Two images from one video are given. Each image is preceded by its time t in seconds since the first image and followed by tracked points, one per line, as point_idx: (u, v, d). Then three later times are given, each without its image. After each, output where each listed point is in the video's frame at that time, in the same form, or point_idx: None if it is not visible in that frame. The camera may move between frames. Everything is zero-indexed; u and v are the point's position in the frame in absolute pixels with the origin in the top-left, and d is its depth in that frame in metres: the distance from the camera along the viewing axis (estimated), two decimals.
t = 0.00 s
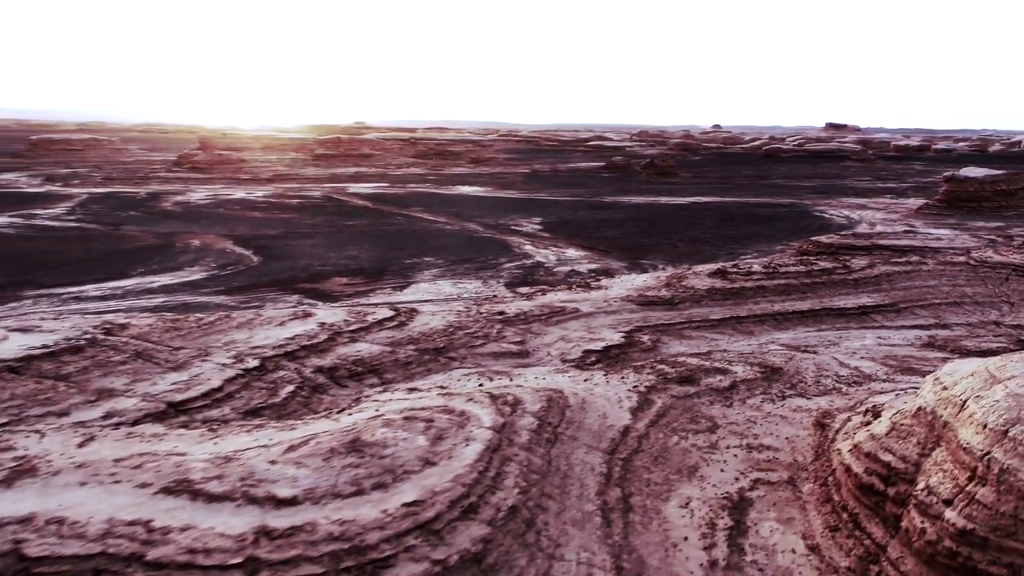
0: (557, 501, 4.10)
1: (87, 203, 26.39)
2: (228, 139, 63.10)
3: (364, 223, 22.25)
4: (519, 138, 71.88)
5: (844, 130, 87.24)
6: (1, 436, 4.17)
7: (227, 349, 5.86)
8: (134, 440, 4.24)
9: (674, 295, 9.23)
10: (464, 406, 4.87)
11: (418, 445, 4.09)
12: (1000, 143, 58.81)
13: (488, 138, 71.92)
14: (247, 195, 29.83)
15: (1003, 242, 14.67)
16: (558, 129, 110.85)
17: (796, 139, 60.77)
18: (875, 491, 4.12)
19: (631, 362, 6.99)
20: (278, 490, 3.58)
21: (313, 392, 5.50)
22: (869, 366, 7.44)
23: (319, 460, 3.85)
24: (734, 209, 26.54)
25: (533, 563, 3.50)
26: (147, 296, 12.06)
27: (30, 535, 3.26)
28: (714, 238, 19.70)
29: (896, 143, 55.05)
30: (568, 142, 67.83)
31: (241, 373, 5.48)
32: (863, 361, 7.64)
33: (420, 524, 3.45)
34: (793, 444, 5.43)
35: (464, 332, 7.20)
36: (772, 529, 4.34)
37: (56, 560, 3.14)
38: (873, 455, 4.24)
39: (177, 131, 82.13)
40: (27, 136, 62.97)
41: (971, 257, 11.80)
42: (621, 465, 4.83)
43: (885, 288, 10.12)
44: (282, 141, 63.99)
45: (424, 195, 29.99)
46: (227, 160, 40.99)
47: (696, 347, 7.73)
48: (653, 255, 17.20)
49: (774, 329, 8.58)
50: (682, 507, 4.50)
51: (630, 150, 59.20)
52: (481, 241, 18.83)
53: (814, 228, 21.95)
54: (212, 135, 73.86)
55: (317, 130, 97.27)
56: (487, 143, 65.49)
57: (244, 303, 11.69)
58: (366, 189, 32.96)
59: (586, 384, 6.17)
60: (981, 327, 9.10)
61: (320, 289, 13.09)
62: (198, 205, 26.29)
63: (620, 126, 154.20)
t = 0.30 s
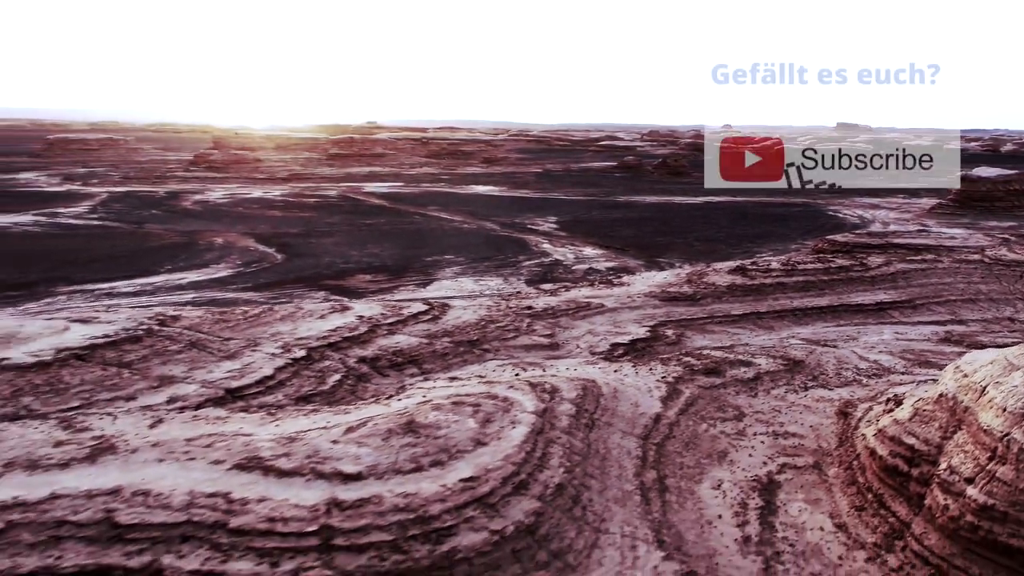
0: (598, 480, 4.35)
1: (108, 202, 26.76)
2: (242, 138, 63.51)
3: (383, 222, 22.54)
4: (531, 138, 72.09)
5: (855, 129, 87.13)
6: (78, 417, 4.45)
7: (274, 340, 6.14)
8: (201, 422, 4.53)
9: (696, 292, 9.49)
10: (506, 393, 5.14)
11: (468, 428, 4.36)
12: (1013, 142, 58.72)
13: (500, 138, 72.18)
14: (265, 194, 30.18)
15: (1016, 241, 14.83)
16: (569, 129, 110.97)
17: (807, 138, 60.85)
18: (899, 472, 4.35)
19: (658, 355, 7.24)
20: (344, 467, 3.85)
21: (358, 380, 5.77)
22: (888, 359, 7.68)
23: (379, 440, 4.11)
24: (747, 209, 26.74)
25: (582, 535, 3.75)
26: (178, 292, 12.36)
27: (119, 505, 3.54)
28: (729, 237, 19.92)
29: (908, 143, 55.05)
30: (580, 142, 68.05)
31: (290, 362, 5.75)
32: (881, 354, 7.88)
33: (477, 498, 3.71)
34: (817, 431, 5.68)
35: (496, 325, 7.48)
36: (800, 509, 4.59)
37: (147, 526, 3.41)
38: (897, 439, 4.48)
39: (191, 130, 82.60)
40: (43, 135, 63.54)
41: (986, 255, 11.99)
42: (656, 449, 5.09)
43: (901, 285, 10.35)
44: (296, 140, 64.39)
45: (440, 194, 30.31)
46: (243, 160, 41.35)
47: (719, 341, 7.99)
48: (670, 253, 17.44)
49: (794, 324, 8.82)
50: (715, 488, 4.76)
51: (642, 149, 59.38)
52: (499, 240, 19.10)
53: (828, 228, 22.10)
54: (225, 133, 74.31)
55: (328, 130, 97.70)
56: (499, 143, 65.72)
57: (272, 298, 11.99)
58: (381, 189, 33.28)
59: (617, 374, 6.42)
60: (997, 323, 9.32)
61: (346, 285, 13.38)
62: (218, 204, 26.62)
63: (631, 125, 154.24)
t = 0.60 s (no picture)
0: (637, 462, 4.61)
1: (129, 201, 27.10)
2: (256, 138, 63.94)
3: (401, 220, 22.84)
4: (543, 138, 72.35)
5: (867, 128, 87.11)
6: (146, 402, 4.73)
7: (319, 332, 6.42)
8: (261, 407, 4.81)
9: (717, 288, 9.73)
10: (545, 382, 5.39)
11: (515, 413, 4.62)
12: None
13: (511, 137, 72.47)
14: (283, 193, 30.51)
15: None
16: (580, 128, 111.19)
17: (819, 138, 60.93)
18: (922, 456, 4.58)
19: (684, 348, 7.49)
20: (402, 446, 4.11)
21: (401, 370, 6.05)
22: (906, 354, 7.91)
23: (432, 423, 4.38)
24: (762, 208, 26.92)
25: (626, 512, 4.01)
26: (208, 288, 12.66)
27: (198, 479, 3.81)
28: (744, 236, 20.13)
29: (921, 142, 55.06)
30: (592, 142, 68.28)
31: (336, 352, 6.02)
32: (900, 349, 8.10)
33: (528, 475, 3.97)
34: (840, 420, 5.92)
35: (527, 319, 7.74)
36: (827, 492, 4.83)
37: (226, 498, 3.68)
38: (920, 424, 4.70)
39: (204, 130, 83.10)
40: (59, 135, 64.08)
41: (1000, 254, 12.18)
42: (687, 435, 5.34)
43: (918, 282, 10.57)
44: (309, 139, 64.77)
45: (456, 193, 30.59)
46: (260, 159, 41.71)
47: (742, 335, 8.23)
48: (687, 252, 17.67)
49: (814, 319, 9.05)
50: (745, 472, 5.01)
51: (654, 149, 59.56)
52: (517, 238, 19.36)
53: (842, 227, 22.26)
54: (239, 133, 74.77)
55: (341, 130, 98.16)
56: (512, 142, 65.93)
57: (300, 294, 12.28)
58: (397, 188, 33.60)
59: (646, 366, 6.67)
60: (1012, 319, 9.52)
61: (370, 282, 13.67)
62: (237, 203, 26.95)
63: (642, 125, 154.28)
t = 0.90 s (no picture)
0: (672, 445, 4.87)
1: (150, 200, 27.46)
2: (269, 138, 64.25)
3: (419, 219, 23.12)
4: (554, 138, 72.53)
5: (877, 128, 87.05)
6: (208, 387, 5.01)
7: (360, 324, 6.71)
8: (317, 392, 5.09)
9: (739, 284, 9.99)
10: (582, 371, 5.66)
11: (557, 398, 4.89)
12: None
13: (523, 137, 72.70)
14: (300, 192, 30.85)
15: None
16: (591, 128, 111.40)
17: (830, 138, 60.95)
18: (944, 440, 4.80)
19: (708, 342, 7.75)
20: (455, 428, 4.38)
21: (440, 360, 6.32)
22: (924, 348, 8.14)
23: (481, 407, 4.65)
24: (776, 208, 27.09)
25: (665, 489, 4.27)
26: (237, 284, 12.94)
27: (267, 456, 4.08)
28: (760, 235, 20.33)
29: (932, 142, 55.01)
30: (603, 142, 68.46)
31: (378, 343, 6.30)
32: (917, 344, 8.34)
33: (574, 455, 4.22)
34: (862, 410, 6.16)
35: (556, 313, 8.01)
36: (852, 475, 5.09)
37: (296, 474, 3.95)
38: (941, 411, 4.93)
39: (218, 130, 83.51)
40: (75, 135, 64.60)
41: (1015, 253, 12.36)
42: (717, 422, 5.60)
43: (934, 280, 10.78)
44: (323, 139, 65.08)
45: (472, 193, 30.86)
46: (276, 159, 42.05)
47: (763, 330, 8.49)
48: (704, 251, 17.89)
49: (833, 315, 9.30)
50: (774, 456, 5.27)
51: (665, 148, 59.74)
52: (534, 237, 19.61)
53: (856, 227, 22.40)
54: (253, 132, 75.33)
55: (353, 129, 98.56)
56: (523, 143, 66.17)
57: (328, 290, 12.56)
58: (412, 188, 33.88)
59: (673, 358, 6.92)
60: None
61: (394, 279, 13.95)
62: (256, 202, 27.27)
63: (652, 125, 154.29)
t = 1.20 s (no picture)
0: (703, 430, 5.13)
1: (169, 199, 27.87)
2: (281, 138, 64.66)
3: (435, 218, 23.42)
4: (564, 138, 72.77)
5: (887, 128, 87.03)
6: (262, 374, 5.30)
7: (397, 317, 6.99)
8: (364, 380, 5.36)
9: (757, 281, 10.24)
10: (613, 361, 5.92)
11: (593, 385, 5.16)
12: None
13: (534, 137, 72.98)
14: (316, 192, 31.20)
15: None
16: (601, 128, 111.69)
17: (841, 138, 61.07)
18: (962, 426, 5.04)
19: (729, 335, 8.01)
20: (500, 412, 4.65)
21: (475, 351, 6.59)
22: (939, 343, 8.37)
23: (522, 393, 4.92)
24: (788, 207, 27.31)
25: (699, 469, 4.53)
26: (263, 280, 13.26)
27: (327, 436, 4.36)
28: (773, 234, 20.55)
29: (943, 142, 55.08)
30: (614, 142, 68.71)
31: (416, 335, 6.57)
32: (932, 338, 8.57)
33: (613, 437, 4.49)
34: (881, 399, 6.41)
35: (582, 308, 8.27)
36: (874, 460, 5.34)
37: (355, 453, 4.23)
38: (959, 398, 5.16)
39: (230, 129, 84.01)
40: (90, 134, 65.20)
41: None
42: (742, 410, 5.86)
43: (948, 277, 11.01)
44: (335, 138, 65.49)
45: (485, 192, 31.16)
46: (290, 159, 42.43)
47: (782, 325, 8.74)
48: (718, 249, 18.13)
49: (850, 310, 9.54)
50: (798, 442, 5.52)
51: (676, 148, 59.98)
52: (550, 236, 19.88)
53: (868, 226, 22.59)
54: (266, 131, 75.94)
55: (364, 129, 98.96)
56: (535, 143, 66.47)
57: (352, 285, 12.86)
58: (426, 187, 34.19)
59: (698, 350, 7.18)
60: None
61: (416, 276, 14.23)
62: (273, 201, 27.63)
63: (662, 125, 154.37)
